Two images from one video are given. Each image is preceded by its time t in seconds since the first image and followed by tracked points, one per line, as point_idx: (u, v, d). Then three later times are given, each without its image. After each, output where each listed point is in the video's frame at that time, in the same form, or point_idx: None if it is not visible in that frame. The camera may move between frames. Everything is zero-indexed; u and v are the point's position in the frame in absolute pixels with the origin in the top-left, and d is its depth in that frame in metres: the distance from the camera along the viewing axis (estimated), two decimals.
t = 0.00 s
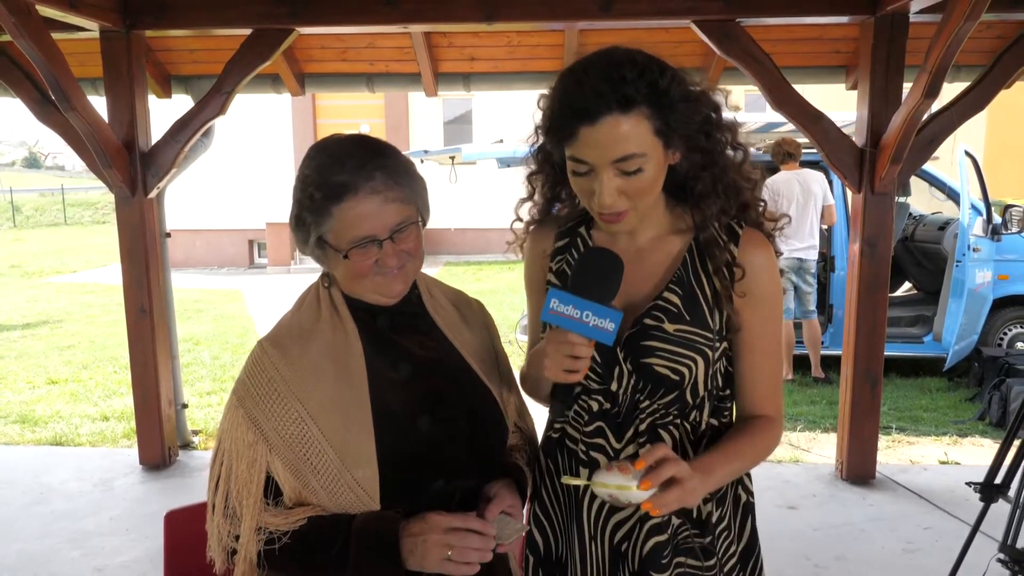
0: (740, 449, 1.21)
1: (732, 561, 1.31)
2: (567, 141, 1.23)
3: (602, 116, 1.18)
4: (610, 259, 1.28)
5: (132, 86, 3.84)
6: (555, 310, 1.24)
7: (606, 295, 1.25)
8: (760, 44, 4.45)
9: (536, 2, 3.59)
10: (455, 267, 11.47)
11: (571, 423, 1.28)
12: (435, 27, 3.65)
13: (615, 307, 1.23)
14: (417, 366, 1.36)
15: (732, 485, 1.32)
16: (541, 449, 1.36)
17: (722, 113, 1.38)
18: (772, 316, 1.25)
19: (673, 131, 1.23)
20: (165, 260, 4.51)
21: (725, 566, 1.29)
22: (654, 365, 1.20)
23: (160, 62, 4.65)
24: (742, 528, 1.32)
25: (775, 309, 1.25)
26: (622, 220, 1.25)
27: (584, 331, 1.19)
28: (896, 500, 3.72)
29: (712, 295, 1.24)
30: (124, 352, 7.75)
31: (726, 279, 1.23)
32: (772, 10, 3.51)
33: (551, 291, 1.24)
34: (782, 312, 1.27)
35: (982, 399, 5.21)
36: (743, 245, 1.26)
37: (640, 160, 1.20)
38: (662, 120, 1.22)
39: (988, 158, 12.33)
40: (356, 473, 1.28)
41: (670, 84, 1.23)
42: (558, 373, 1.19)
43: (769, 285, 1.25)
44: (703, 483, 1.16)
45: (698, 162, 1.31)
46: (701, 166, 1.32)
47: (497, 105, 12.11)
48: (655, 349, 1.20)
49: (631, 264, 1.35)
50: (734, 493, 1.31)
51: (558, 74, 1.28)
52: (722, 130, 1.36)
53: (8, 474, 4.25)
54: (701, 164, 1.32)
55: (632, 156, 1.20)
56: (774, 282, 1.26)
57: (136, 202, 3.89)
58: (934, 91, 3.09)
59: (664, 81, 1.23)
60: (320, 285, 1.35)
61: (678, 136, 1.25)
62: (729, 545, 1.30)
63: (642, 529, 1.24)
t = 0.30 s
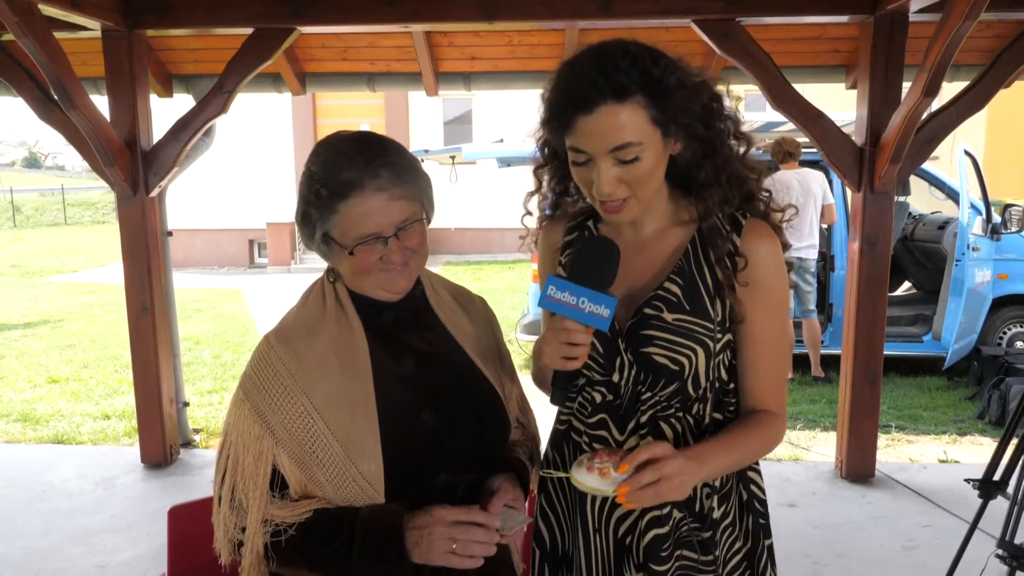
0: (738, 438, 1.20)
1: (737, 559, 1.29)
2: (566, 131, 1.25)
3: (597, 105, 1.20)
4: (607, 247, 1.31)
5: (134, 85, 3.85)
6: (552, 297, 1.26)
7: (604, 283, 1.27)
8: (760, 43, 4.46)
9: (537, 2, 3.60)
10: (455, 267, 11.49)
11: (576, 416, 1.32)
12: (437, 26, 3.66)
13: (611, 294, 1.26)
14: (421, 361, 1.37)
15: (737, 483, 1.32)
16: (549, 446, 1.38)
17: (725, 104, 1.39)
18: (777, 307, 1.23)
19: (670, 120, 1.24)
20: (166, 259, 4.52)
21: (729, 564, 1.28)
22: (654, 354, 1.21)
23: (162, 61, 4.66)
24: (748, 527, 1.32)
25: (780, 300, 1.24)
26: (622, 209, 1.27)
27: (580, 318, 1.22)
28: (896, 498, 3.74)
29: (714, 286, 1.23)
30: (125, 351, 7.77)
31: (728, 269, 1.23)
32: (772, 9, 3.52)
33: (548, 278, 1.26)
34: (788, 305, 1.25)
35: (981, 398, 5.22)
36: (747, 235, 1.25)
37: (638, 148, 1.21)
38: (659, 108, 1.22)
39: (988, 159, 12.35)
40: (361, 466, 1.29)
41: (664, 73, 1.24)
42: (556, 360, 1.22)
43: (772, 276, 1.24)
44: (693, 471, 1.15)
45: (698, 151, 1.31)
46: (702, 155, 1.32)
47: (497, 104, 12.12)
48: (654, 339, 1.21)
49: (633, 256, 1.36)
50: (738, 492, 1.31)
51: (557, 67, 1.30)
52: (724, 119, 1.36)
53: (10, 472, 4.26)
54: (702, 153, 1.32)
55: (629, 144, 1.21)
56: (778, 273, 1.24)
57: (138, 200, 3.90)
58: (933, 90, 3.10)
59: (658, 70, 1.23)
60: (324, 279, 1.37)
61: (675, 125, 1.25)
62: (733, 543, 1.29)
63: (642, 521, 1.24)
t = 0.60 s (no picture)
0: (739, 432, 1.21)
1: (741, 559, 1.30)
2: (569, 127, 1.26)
3: (597, 101, 1.22)
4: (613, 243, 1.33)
5: (136, 87, 3.87)
6: (555, 290, 1.27)
7: (607, 276, 1.29)
8: (760, 44, 4.48)
9: (537, 2, 3.61)
10: (455, 267, 11.51)
11: (582, 414, 1.32)
12: (437, 26, 3.67)
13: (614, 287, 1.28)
14: (424, 360, 1.39)
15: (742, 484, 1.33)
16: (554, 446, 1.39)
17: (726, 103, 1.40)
18: (779, 304, 1.24)
19: (670, 116, 1.25)
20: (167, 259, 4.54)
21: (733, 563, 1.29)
22: (655, 350, 1.22)
23: (164, 62, 4.68)
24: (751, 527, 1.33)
25: (783, 297, 1.24)
26: (623, 206, 1.28)
27: (585, 311, 1.24)
28: (895, 497, 3.75)
29: (717, 283, 1.24)
30: (126, 351, 7.78)
31: (731, 266, 1.24)
32: (771, 10, 3.54)
33: (552, 272, 1.28)
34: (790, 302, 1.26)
35: (980, 398, 5.24)
36: (750, 232, 1.27)
37: (638, 143, 1.22)
38: (659, 104, 1.24)
39: (989, 161, 12.36)
40: (365, 464, 1.31)
41: (663, 69, 1.25)
42: (561, 353, 1.23)
43: (775, 274, 1.25)
44: (692, 455, 1.16)
45: (701, 149, 1.32)
46: (704, 153, 1.33)
47: (497, 104, 12.14)
48: (656, 334, 1.22)
49: (636, 252, 1.38)
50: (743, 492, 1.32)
51: (560, 64, 1.31)
52: (727, 118, 1.38)
53: (12, 471, 4.27)
54: (705, 150, 1.32)
55: (629, 140, 1.22)
56: (780, 269, 1.25)
57: (140, 201, 3.90)
58: (932, 91, 3.12)
59: (657, 65, 1.24)
60: (329, 280, 1.38)
61: (676, 121, 1.26)
62: (736, 543, 1.30)
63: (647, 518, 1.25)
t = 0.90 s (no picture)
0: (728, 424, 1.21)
1: (734, 561, 1.31)
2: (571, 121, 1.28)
3: (598, 95, 1.23)
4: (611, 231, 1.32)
5: (137, 88, 3.89)
6: (557, 281, 1.26)
7: (608, 265, 1.30)
8: (759, 45, 4.49)
9: (537, 4, 3.63)
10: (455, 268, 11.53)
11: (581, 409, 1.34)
12: (437, 28, 3.69)
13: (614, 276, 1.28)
14: (423, 360, 1.40)
15: (741, 485, 1.34)
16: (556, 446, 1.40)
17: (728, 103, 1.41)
18: (776, 303, 1.23)
19: (670, 111, 1.26)
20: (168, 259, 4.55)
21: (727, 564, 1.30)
22: (653, 345, 1.23)
23: (165, 63, 4.70)
24: (749, 530, 1.33)
25: (779, 296, 1.24)
26: (625, 198, 1.28)
27: (587, 299, 1.24)
28: (893, 497, 3.77)
29: (714, 280, 1.25)
30: (127, 351, 7.80)
31: (730, 262, 1.24)
32: (770, 12, 3.55)
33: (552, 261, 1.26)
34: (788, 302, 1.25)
35: (978, 398, 5.25)
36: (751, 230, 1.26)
37: (638, 135, 1.23)
38: (659, 100, 1.24)
39: (988, 161, 12.39)
40: (366, 464, 1.32)
41: (662, 65, 1.26)
42: (565, 344, 1.23)
43: (774, 273, 1.24)
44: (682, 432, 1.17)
45: (703, 147, 1.33)
46: (705, 152, 1.34)
47: (498, 105, 12.16)
48: (654, 329, 1.23)
49: (635, 251, 1.39)
50: (742, 492, 1.33)
51: (562, 65, 1.33)
52: (728, 118, 1.39)
53: (14, 470, 4.29)
54: (706, 149, 1.33)
55: (630, 131, 1.23)
56: (782, 267, 1.24)
57: (141, 201, 3.92)
58: (930, 92, 3.13)
59: (657, 62, 1.26)
60: (330, 281, 1.40)
61: (677, 117, 1.27)
62: (731, 545, 1.31)
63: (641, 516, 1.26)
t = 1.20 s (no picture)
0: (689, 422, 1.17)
1: (716, 566, 1.30)
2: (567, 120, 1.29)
3: (591, 94, 1.25)
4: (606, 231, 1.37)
5: (137, 89, 3.90)
6: (549, 273, 1.29)
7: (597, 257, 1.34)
8: (757, 46, 4.50)
9: (536, 5, 3.63)
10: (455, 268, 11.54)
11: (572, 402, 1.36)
12: (436, 28, 3.69)
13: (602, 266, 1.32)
14: (420, 361, 1.42)
15: (728, 491, 1.32)
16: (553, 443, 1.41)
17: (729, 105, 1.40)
18: (759, 312, 1.17)
19: (664, 111, 1.25)
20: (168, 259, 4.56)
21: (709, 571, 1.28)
22: (634, 343, 1.23)
23: (165, 64, 4.71)
24: (733, 535, 1.32)
25: (763, 304, 1.18)
26: (618, 196, 1.29)
27: (576, 289, 1.28)
28: (891, 497, 3.77)
29: (700, 280, 1.23)
30: (127, 351, 7.81)
31: (719, 266, 1.22)
32: (769, 12, 3.56)
33: (544, 253, 1.30)
34: (772, 311, 1.19)
35: (977, 398, 5.25)
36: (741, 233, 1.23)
37: (628, 134, 1.23)
38: (652, 99, 1.24)
39: (988, 161, 12.40)
40: (363, 463, 1.33)
41: (653, 64, 1.25)
42: (557, 334, 1.26)
43: (755, 277, 1.18)
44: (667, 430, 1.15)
45: (701, 149, 1.31)
46: (703, 153, 1.31)
47: (498, 105, 12.17)
48: (636, 327, 1.23)
49: (632, 249, 1.39)
50: (728, 497, 1.32)
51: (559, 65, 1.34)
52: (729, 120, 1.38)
53: (14, 470, 4.30)
54: (705, 151, 1.31)
55: (621, 130, 1.23)
56: (760, 270, 1.18)
57: (141, 202, 3.93)
58: (928, 92, 3.13)
59: (648, 61, 1.25)
60: (327, 281, 1.41)
61: (671, 117, 1.26)
62: (714, 550, 1.29)
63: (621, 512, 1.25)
